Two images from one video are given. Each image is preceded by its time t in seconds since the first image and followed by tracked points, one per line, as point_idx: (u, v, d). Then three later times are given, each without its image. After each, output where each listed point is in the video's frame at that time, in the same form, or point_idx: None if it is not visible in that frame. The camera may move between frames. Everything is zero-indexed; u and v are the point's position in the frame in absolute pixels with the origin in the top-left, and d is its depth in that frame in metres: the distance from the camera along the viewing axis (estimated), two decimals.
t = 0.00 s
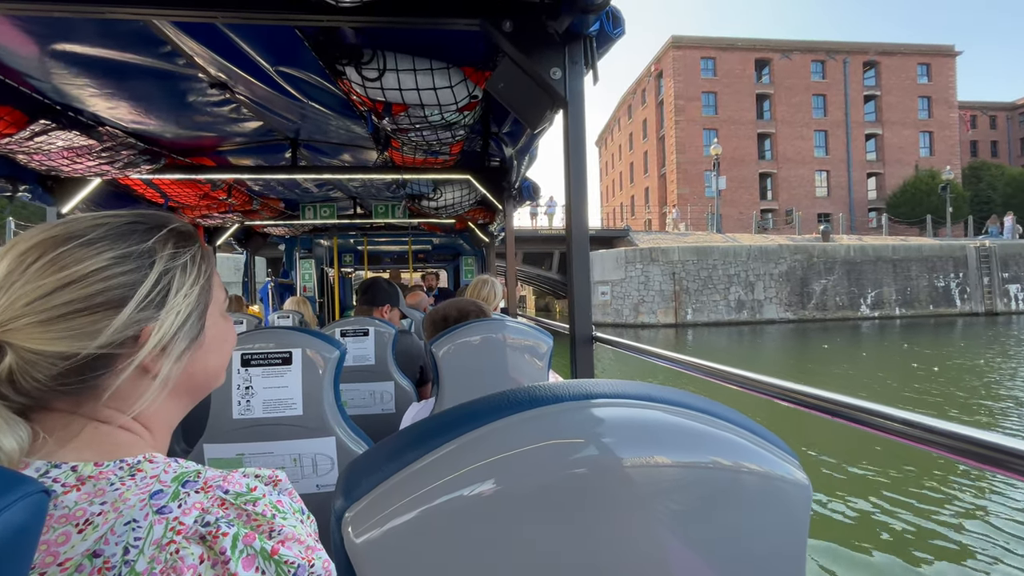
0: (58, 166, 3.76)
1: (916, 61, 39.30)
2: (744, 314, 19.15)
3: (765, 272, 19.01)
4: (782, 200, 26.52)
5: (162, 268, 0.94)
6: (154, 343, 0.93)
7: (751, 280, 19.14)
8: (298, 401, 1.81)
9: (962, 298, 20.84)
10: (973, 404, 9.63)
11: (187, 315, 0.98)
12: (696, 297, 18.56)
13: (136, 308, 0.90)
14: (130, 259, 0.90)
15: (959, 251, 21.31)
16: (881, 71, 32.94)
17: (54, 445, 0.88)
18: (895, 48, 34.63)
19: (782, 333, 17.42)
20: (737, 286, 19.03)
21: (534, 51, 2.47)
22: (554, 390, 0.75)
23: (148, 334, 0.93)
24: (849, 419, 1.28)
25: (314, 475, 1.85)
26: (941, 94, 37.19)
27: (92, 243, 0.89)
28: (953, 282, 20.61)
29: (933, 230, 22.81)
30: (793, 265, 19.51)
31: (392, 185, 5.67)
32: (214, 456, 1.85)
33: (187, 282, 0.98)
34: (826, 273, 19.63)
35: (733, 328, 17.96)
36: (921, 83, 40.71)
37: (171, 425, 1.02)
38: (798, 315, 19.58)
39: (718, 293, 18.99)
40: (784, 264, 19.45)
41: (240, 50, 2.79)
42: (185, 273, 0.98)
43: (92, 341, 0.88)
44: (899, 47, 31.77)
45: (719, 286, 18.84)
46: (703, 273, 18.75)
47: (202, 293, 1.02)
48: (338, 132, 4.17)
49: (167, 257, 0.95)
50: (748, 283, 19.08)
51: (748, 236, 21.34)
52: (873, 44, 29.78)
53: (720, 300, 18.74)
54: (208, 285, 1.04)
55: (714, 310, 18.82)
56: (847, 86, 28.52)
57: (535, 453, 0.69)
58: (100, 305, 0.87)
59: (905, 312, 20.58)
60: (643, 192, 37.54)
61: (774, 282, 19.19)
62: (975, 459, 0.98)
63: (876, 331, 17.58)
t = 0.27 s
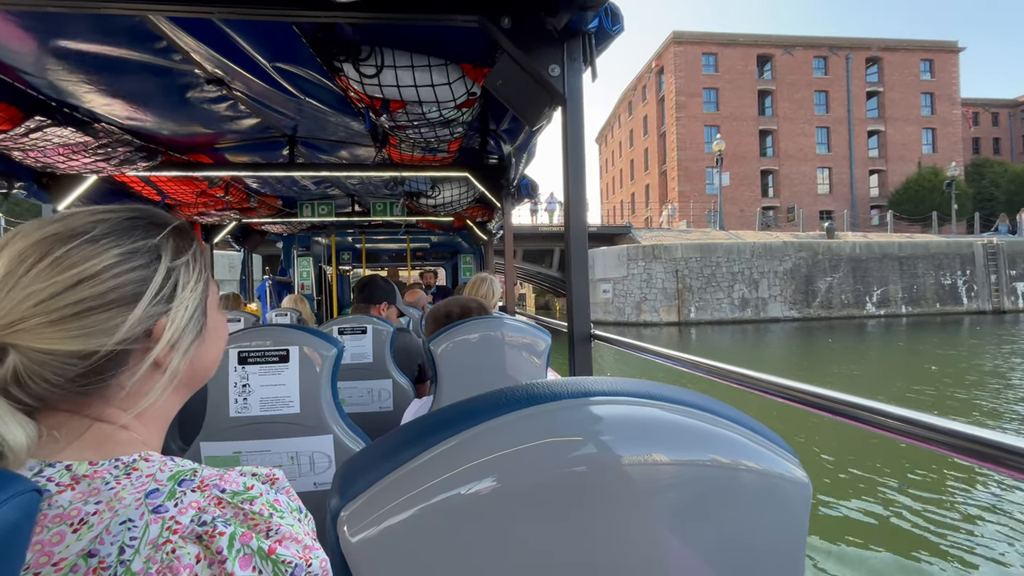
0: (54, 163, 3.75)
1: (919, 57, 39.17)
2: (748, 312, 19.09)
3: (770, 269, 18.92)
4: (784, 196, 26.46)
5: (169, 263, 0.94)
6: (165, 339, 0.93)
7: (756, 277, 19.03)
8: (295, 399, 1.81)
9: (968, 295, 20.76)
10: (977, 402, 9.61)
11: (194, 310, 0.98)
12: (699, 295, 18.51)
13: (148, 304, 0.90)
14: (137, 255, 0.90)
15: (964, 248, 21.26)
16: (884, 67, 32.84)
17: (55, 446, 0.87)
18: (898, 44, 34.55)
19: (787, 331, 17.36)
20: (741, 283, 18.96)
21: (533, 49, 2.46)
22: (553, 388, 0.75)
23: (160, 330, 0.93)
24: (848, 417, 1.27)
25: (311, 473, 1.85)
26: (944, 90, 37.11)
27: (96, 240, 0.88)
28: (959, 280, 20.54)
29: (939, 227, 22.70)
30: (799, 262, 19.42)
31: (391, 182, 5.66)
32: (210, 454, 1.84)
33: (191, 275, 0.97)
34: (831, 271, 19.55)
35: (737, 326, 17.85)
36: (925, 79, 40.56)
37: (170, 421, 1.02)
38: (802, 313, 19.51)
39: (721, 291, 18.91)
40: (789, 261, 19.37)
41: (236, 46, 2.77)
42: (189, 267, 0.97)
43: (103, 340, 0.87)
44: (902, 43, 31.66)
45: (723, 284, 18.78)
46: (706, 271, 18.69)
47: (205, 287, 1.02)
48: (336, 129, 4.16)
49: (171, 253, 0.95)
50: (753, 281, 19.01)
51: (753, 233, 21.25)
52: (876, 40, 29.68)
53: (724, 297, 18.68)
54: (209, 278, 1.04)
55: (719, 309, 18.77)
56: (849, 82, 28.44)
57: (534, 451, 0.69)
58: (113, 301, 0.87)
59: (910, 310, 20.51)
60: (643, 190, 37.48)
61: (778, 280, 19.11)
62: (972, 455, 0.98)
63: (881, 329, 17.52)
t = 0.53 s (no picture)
0: (51, 158, 3.73)
1: (924, 52, 38.97)
2: (753, 309, 19.04)
3: (774, 266, 18.86)
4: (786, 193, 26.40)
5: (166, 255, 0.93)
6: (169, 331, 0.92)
7: (760, 274, 18.96)
8: (293, 395, 1.80)
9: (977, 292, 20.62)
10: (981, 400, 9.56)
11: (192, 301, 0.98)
12: (703, 292, 18.47)
13: (151, 296, 0.90)
14: (136, 248, 0.89)
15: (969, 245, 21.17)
16: (888, 62, 32.69)
17: (54, 442, 0.86)
18: (903, 39, 34.37)
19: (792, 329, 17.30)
20: (745, 281, 18.90)
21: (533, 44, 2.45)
22: (553, 382, 0.74)
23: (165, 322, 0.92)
24: (849, 413, 1.27)
25: (309, 470, 1.84)
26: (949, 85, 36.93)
27: (91, 233, 0.87)
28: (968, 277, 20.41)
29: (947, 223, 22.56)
30: (804, 259, 19.30)
31: (389, 179, 5.64)
32: (209, 451, 1.83)
33: (188, 266, 0.97)
34: (837, 268, 19.47)
35: (742, 324, 17.76)
36: (930, 75, 40.36)
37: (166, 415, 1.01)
38: (808, 311, 19.43)
39: (726, 288, 18.85)
40: (794, 257, 19.28)
41: (234, 40, 2.75)
42: (185, 258, 0.97)
43: (110, 334, 0.87)
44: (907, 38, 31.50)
45: (727, 281, 18.74)
46: (710, 268, 18.64)
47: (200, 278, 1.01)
48: (335, 125, 4.14)
49: (166, 244, 0.94)
50: (757, 278, 18.94)
51: (758, 229, 21.16)
52: (880, 35, 29.53)
53: (728, 295, 18.64)
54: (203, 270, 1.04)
55: (723, 307, 18.72)
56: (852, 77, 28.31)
57: (534, 447, 0.68)
58: (116, 295, 0.86)
59: (918, 308, 20.40)
60: (645, 186, 37.39)
61: (783, 277, 19.03)
62: (973, 450, 0.98)
63: (888, 327, 17.43)
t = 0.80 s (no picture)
0: (49, 154, 3.72)
1: (929, 47, 38.78)
2: (758, 307, 18.98)
3: (780, 264, 18.79)
4: (790, 190, 26.31)
5: (159, 248, 0.92)
6: (168, 325, 0.92)
7: (766, 272, 18.85)
8: (292, 393, 1.79)
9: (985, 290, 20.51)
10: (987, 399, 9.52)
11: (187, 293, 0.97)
12: (708, 290, 18.40)
13: (148, 289, 0.89)
14: (128, 242, 0.88)
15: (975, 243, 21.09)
16: (892, 57, 32.53)
17: (53, 439, 0.85)
18: (908, 35, 34.21)
19: (799, 328, 17.23)
20: (751, 278, 18.82)
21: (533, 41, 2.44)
22: (552, 381, 0.74)
23: (163, 315, 0.92)
24: (848, 412, 1.27)
25: (308, 467, 1.83)
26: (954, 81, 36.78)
27: (83, 229, 0.86)
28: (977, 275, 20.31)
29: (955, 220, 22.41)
30: (811, 257, 19.18)
31: (389, 176, 5.63)
32: (207, 448, 1.83)
33: (181, 258, 0.97)
34: (844, 266, 19.37)
35: (747, 322, 17.69)
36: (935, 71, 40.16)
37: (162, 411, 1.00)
38: (815, 308, 19.34)
39: (731, 286, 18.78)
40: (801, 255, 19.19)
41: (233, 36, 2.74)
42: (178, 250, 0.96)
43: (109, 329, 0.86)
44: (912, 33, 31.33)
45: (733, 278, 18.67)
46: (715, 265, 18.57)
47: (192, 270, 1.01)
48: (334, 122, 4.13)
49: (157, 238, 0.93)
50: (763, 276, 18.86)
51: (763, 226, 21.07)
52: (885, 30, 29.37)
53: (733, 293, 18.59)
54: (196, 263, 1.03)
55: (729, 305, 18.65)
56: (857, 73, 28.18)
57: (533, 446, 0.68)
58: (112, 291, 0.86)
59: (926, 306, 20.31)
60: (647, 183, 37.32)
61: (790, 274, 18.95)
62: (972, 450, 0.97)
63: (897, 326, 17.33)
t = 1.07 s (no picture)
0: (48, 151, 3.73)
1: (935, 43, 38.65)
2: (765, 306, 18.92)
3: (787, 263, 18.75)
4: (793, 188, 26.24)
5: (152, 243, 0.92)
6: (167, 317, 0.92)
7: (773, 270, 18.79)
8: (291, 391, 1.79)
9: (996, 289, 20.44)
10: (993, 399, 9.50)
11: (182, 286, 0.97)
12: (713, 289, 18.33)
13: (146, 283, 0.89)
14: (122, 237, 0.88)
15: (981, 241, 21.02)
16: (897, 54, 32.39)
17: (53, 434, 0.85)
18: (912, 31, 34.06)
19: (805, 328, 17.18)
20: (758, 277, 18.76)
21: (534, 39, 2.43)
22: (550, 379, 0.73)
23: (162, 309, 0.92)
24: (849, 412, 1.27)
25: (306, 466, 1.83)
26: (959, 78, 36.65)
27: (76, 225, 0.85)
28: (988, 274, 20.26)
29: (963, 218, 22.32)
30: (818, 255, 19.07)
31: (389, 175, 5.63)
32: (207, 445, 1.83)
33: (174, 252, 0.97)
34: (853, 264, 19.30)
35: (753, 322, 17.64)
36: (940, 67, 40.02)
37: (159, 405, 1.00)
38: (822, 308, 19.30)
39: (737, 285, 18.72)
40: (808, 253, 19.12)
41: (234, 34, 2.74)
42: (170, 243, 0.96)
43: (110, 324, 0.86)
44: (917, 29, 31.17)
45: (738, 277, 18.61)
46: (721, 264, 18.50)
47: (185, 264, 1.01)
48: (334, 120, 4.12)
49: (149, 232, 0.93)
50: (770, 275, 18.79)
51: (770, 224, 21.00)
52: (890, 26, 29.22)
53: (739, 292, 18.54)
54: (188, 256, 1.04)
55: (735, 304, 18.60)
56: (861, 69, 28.06)
57: (532, 445, 0.67)
58: (111, 285, 0.86)
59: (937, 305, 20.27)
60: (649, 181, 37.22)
61: (797, 273, 18.89)
62: (972, 451, 0.97)
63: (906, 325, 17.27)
